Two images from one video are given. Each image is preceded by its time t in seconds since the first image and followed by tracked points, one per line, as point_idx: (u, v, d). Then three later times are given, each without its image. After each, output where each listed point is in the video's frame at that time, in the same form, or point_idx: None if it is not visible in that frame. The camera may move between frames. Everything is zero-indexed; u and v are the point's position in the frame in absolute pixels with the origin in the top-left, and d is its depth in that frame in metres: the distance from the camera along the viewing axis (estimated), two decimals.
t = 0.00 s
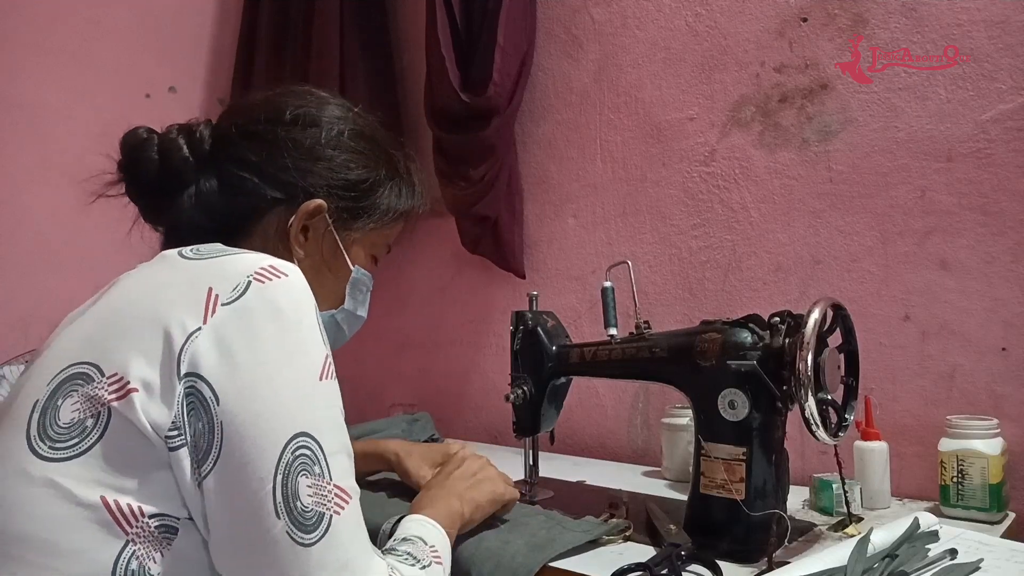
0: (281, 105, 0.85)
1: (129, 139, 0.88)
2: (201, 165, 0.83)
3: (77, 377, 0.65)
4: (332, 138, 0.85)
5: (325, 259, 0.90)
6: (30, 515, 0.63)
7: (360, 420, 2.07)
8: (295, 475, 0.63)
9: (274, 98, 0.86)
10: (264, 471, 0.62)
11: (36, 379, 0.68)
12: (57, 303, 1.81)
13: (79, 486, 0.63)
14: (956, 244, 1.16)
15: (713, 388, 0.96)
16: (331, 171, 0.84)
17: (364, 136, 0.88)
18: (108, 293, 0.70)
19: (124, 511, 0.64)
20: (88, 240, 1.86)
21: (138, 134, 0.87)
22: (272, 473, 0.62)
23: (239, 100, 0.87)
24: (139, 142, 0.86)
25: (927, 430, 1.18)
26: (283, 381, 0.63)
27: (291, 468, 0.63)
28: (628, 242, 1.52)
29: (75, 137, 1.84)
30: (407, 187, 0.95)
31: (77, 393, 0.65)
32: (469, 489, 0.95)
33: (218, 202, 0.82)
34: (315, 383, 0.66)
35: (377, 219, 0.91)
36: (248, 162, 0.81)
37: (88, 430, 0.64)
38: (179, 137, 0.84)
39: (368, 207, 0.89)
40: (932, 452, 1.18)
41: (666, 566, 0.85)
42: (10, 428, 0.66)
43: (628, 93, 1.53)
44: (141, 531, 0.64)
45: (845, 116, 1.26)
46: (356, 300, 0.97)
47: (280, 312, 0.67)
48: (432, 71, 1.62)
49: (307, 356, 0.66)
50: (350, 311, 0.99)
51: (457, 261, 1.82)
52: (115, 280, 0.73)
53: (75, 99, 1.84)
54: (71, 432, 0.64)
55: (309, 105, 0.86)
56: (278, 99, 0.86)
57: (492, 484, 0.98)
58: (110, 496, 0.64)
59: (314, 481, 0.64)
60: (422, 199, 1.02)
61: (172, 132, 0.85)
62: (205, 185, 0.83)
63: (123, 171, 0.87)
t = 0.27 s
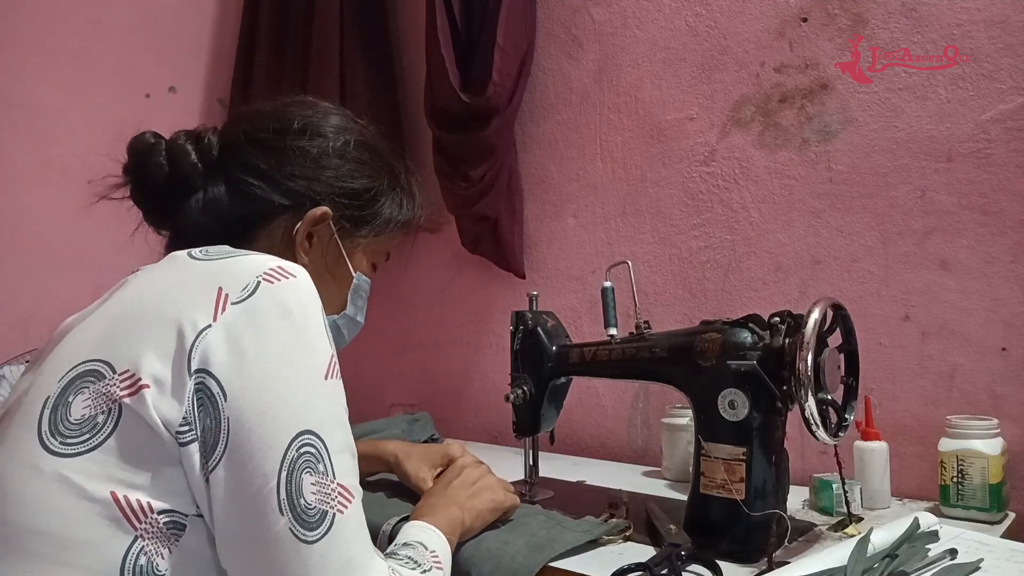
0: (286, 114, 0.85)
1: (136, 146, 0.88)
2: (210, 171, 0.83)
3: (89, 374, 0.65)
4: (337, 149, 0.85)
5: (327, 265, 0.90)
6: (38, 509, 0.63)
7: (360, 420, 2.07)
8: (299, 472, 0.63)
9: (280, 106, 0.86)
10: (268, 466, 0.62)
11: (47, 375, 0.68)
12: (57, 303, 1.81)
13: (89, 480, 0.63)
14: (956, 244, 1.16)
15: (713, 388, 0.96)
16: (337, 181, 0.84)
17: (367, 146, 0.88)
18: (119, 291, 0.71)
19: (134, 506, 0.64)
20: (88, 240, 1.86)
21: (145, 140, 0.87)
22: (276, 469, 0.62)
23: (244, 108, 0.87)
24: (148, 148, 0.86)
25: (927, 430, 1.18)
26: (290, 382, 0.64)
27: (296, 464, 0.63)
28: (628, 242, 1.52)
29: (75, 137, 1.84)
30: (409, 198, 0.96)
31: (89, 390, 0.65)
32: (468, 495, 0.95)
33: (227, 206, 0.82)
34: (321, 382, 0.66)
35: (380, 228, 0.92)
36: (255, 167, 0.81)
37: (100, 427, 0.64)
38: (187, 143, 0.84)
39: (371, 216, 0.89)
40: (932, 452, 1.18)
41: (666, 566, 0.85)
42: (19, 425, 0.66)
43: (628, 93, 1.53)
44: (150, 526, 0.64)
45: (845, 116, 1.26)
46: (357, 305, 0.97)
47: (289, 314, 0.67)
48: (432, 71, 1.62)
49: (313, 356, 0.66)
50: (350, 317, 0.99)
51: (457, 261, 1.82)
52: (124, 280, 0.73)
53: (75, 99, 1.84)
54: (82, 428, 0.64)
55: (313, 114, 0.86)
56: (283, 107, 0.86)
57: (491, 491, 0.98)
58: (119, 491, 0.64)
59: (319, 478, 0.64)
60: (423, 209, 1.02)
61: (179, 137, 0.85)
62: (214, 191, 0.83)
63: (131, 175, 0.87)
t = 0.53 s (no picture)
0: (288, 114, 0.85)
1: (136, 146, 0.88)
2: (210, 172, 0.83)
3: (92, 374, 0.65)
4: (338, 148, 0.85)
5: (328, 265, 0.89)
6: (42, 510, 0.63)
7: (360, 420, 2.07)
8: (304, 473, 0.63)
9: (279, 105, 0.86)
10: (273, 467, 0.62)
11: (50, 375, 0.68)
12: (58, 303, 1.81)
13: (94, 481, 0.63)
14: (956, 244, 1.16)
15: (713, 388, 0.96)
16: (337, 180, 0.85)
17: (367, 147, 0.88)
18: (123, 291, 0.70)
19: (138, 507, 0.64)
20: (88, 240, 1.86)
21: (145, 140, 0.87)
22: (280, 470, 0.62)
23: (245, 109, 0.87)
24: (148, 148, 0.86)
25: (927, 430, 1.18)
26: (295, 382, 0.64)
27: (300, 466, 0.63)
28: (628, 242, 1.52)
29: (75, 137, 1.84)
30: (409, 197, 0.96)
31: (91, 390, 0.65)
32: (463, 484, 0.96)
33: (228, 206, 0.82)
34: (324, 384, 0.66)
35: (380, 228, 0.92)
36: (256, 167, 0.81)
37: (103, 427, 0.64)
38: (187, 143, 0.84)
39: (371, 216, 0.90)
40: (932, 452, 1.18)
41: (666, 566, 0.85)
42: (22, 425, 0.66)
43: (628, 92, 1.53)
44: (152, 528, 0.64)
45: (845, 116, 1.26)
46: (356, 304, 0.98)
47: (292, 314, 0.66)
48: (432, 71, 1.62)
49: (315, 357, 0.66)
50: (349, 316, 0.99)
51: (457, 261, 1.82)
52: (126, 281, 0.73)
53: (76, 99, 1.84)
54: (85, 429, 0.64)
55: (314, 115, 0.86)
56: (285, 108, 0.86)
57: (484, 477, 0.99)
58: (123, 492, 0.64)
59: (323, 480, 0.64)
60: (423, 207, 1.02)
61: (179, 138, 0.85)
62: (214, 191, 0.83)
63: (131, 174, 0.87)
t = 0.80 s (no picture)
0: (275, 102, 0.84)
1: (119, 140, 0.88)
2: (196, 163, 0.83)
3: (60, 377, 0.66)
4: (326, 135, 0.85)
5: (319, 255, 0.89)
6: (14, 512, 0.64)
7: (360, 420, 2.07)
8: (239, 480, 0.60)
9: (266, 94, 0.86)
10: (207, 468, 0.60)
11: (26, 381, 0.69)
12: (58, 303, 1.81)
13: (59, 484, 0.64)
14: (956, 244, 1.16)
15: (713, 388, 0.96)
16: (325, 167, 0.84)
17: (357, 133, 0.88)
18: (99, 294, 0.71)
19: (105, 517, 0.64)
20: (89, 240, 1.86)
21: (130, 133, 0.87)
22: (214, 472, 0.60)
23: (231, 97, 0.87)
24: (132, 142, 0.86)
25: (927, 430, 1.18)
26: (242, 380, 0.62)
27: (236, 471, 0.60)
28: (628, 242, 1.52)
29: (75, 137, 1.84)
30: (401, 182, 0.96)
31: (59, 393, 0.66)
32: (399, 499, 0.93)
33: (216, 199, 0.82)
34: (279, 386, 0.63)
35: (370, 216, 0.92)
36: (241, 158, 0.81)
37: (67, 429, 0.64)
38: (172, 134, 0.84)
39: (362, 202, 0.89)
40: (932, 452, 1.18)
41: (666, 566, 0.85)
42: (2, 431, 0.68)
43: (628, 92, 1.53)
44: (122, 538, 0.64)
45: (845, 116, 1.26)
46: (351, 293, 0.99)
47: (258, 309, 0.66)
48: (432, 71, 1.62)
49: (274, 355, 0.64)
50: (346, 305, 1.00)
51: (457, 261, 1.82)
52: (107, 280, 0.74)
53: (75, 99, 1.84)
54: (51, 432, 0.65)
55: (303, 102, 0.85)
56: (272, 96, 0.86)
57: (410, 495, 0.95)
58: (86, 499, 0.63)
59: (261, 489, 0.61)
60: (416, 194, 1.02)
61: (164, 129, 0.85)
62: (199, 183, 0.82)
63: (117, 172, 0.87)
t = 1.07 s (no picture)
0: (227, 77, 0.79)
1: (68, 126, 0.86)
2: (145, 149, 0.81)
3: (10, 395, 0.66)
4: (285, 113, 0.80)
5: (288, 240, 0.88)
6: None
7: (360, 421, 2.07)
8: (202, 501, 0.60)
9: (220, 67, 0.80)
10: (167, 492, 0.59)
11: None
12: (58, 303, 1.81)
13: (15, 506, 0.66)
14: (956, 244, 1.16)
15: (713, 388, 0.96)
16: (286, 146, 0.80)
17: (321, 105, 0.83)
18: (51, 303, 0.71)
19: (62, 536, 0.65)
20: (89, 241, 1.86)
21: (82, 118, 0.85)
22: (175, 496, 0.59)
23: (184, 66, 0.82)
24: (83, 129, 0.84)
25: (927, 430, 1.18)
26: (198, 398, 0.61)
27: (198, 493, 0.60)
28: (628, 242, 1.52)
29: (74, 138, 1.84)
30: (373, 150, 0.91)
31: (10, 411, 0.66)
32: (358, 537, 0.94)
33: (171, 189, 0.81)
34: (238, 400, 0.62)
35: (339, 193, 0.88)
36: (193, 146, 0.78)
37: (18, 450, 0.65)
38: (122, 118, 0.82)
39: (329, 178, 0.85)
40: (932, 452, 1.18)
41: (666, 566, 0.86)
42: None
43: (627, 92, 1.53)
44: (82, 556, 0.65)
45: (845, 116, 1.26)
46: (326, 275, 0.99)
47: (210, 317, 0.64)
48: (432, 71, 1.62)
49: (230, 368, 0.63)
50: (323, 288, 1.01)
51: (457, 261, 1.82)
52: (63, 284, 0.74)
53: (74, 100, 1.84)
54: (4, 453, 0.65)
55: (257, 75, 0.80)
56: (225, 67, 0.80)
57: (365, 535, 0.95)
58: (43, 521, 0.65)
59: (225, 509, 0.61)
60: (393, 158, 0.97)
61: (114, 112, 0.83)
62: (153, 173, 0.81)
63: (67, 159, 0.85)
